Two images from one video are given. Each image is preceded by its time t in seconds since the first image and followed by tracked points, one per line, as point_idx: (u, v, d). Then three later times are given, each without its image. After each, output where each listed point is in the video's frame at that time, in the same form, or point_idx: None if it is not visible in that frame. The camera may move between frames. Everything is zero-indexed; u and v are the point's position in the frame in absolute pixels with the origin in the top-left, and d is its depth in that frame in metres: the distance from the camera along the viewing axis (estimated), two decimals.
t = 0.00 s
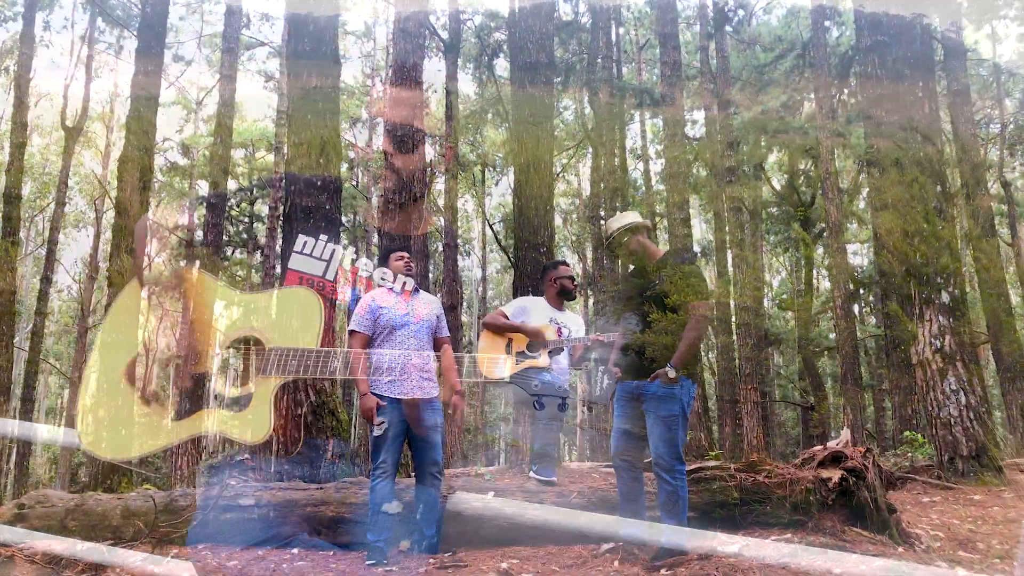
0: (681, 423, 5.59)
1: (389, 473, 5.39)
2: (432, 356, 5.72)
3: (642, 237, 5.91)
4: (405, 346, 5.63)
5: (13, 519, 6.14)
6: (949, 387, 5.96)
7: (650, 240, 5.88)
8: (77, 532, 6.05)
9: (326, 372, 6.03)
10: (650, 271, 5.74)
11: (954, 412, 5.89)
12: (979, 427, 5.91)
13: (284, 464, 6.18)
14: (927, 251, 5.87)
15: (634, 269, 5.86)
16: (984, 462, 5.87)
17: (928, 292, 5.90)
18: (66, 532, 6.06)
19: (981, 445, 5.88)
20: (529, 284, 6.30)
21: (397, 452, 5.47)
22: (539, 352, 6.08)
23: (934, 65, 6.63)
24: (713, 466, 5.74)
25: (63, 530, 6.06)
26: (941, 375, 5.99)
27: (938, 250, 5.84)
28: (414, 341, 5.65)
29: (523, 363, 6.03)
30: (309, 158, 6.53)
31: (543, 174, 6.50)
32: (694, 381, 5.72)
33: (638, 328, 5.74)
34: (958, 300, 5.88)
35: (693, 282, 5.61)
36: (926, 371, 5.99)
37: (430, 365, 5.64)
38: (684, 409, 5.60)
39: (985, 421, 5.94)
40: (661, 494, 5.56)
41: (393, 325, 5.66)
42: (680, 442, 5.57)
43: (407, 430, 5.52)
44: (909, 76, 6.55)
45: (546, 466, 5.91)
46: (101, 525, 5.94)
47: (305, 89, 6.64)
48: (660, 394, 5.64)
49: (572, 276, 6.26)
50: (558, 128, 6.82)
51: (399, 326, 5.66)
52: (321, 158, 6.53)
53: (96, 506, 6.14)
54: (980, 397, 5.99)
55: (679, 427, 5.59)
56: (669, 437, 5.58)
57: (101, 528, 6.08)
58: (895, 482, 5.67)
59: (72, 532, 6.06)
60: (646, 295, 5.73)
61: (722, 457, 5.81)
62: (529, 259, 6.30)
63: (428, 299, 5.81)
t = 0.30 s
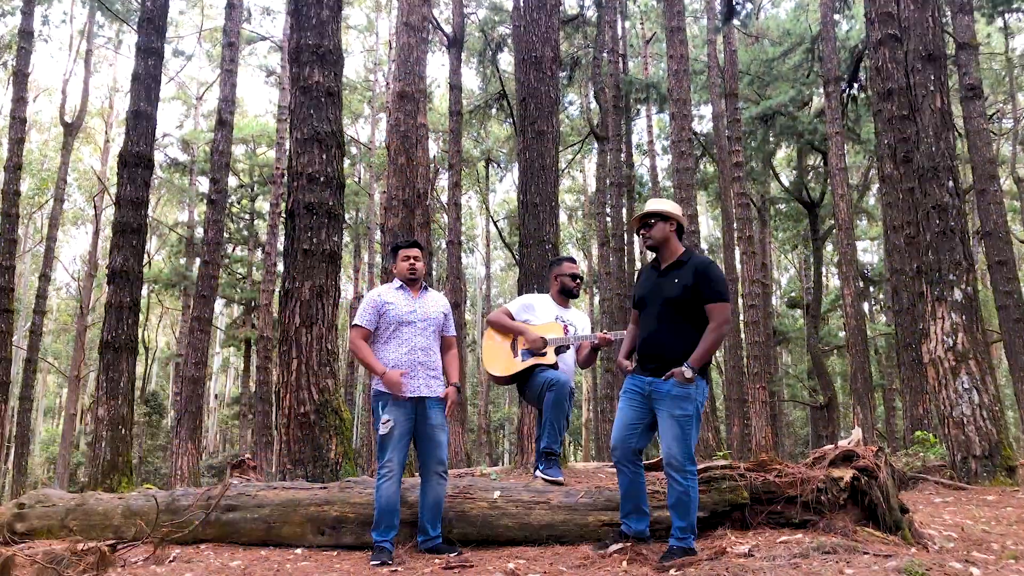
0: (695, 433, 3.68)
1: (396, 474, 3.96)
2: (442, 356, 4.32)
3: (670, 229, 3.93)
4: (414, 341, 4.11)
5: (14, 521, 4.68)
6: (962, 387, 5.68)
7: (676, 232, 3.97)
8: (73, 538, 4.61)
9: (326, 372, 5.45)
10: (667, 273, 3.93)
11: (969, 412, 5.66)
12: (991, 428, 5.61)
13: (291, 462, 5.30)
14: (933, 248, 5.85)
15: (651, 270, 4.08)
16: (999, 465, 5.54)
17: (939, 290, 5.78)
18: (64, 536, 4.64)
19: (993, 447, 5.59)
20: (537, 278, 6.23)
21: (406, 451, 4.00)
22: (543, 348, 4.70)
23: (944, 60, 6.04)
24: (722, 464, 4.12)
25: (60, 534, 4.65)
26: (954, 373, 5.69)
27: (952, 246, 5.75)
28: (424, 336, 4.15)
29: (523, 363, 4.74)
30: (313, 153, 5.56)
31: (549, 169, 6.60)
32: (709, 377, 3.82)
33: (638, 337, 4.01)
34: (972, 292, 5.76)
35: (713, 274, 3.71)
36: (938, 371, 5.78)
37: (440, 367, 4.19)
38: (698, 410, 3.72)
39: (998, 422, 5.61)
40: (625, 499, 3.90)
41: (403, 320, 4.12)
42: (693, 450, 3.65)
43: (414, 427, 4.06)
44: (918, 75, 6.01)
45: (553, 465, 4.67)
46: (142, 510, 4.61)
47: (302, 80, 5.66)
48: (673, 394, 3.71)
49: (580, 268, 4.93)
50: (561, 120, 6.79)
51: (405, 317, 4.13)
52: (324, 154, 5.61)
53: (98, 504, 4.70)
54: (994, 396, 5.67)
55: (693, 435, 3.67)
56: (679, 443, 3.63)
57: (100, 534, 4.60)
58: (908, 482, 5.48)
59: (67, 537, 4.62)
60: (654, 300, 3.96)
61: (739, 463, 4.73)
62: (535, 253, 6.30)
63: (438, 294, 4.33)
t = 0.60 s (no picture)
0: (702, 434, 3.62)
1: (400, 475, 3.90)
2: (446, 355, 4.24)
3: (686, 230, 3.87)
4: (417, 338, 4.04)
5: (11, 521, 4.63)
6: (975, 386, 5.67)
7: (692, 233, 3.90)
8: (71, 538, 4.55)
9: (329, 369, 5.39)
10: (680, 274, 3.89)
11: (981, 412, 5.64)
12: (1005, 428, 5.58)
13: (293, 462, 5.24)
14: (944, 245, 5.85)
15: (663, 270, 4.02)
16: (1012, 465, 5.51)
17: (951, 287, 5.77)
18: (62, 537, 4.58)
19: (1005, 447, 5.57)
20: (541, 276, 6.23)
21: (410, 451, 3.94)
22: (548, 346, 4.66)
23: (955, 53, 6.06)
24: (731, 465, 4.05)
25: (59, 535, 4.59)
26: (966, 372, 5.69)
27: (964, 242, 5.72)
28: (427, 334, 4.08)
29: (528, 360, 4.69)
30: (314, 148, 5.49)
31: (553, 165, 6.55)
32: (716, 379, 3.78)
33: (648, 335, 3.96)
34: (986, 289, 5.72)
35: (728, 276, 3.66)
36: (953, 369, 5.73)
37: (443, 366, 4.11)
38: (706, 412, 3.67)
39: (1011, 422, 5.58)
40: (634, 502, 3.83)
41: (404, 320, 4.05)
42: (700, 451, 3.60)
43: (418, 428, 4.00)
44: (930, 68, 6.02)
45: (559, 465, 4.57)
46: (142, 510, 4.55)
47: (303, 73, 5.58)
48: (680, 393, 3.67)
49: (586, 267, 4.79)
50: (564, 115, 6.74)
51: (406, 316, 4.06)
52: (325, 148, 5.53)
53: (98, 504, 4.64)
54: (1007, 395, 5.65)
55: (700, 436, 3.62)
56: (686, 443, 3.58)
57: (98, 535, 4.54)
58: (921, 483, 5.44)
59: (65, 538, 4.56)
60: (665, 299, 3.91)
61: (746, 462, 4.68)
62: (539, 250, 6.29)
63: (441, 292, 4.25)
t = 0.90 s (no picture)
0: (708, 429, 3.54)
1: (405, 471, 3.84)
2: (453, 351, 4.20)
3: (692, 225, 3.83)
4: (422, 333, 3.99)
5: (10, 520, 4.57)
6: (987, 384, 5.63)
7: (698, 229, 3.86)
8: (71, 537, 4.49)
9: (329, 366, 5.33)
10: (682, 268, 3.84)
11: (994, 411, 5.62)
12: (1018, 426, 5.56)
13: (294, 460, 5.18)
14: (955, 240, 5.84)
15: (667, 264, 3.96)
16: None
17: (963, 283, 5.75)
18: (62, 536, 4.52)
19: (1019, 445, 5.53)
20: (545, 273, 6.22)
21: (414, 447, 3.88)
22: (555, 342, 4.63)
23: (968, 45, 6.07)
24: (742, 463, 4.02)
25: (58, 534, 4.53)
26: (978, 370, 5.65)
27: (976, 237, 5.71)
28: (433, 329, 4.03)
29: (535, 357, 4.62)
30: (316, 142, 5.42)
31: (557, 160, 6.51)
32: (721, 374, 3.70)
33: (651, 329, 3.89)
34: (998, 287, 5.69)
35: (734, 271, 3.61)
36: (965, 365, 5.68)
37: (449, 362, 4.06)
38: (711, 406, 3.58)
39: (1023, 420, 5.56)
40: (660, 504, 3.76)
41: (410, 315, 3.99)
42: (706, 447, 3.51)
43: (423, 424, 3.94)
44: (941, 62, 6.00)
45: (567, 463, 4.48)
46: (143, 508, 4.49)
47: (305, 65, 5.51)
48: (684, 388, 3.58)
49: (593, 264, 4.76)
50: (569, 109, 6.70)
51: (412, 311, 4.00)
52: (328, 142, 5.46)
53: (98, 503, 4.59)
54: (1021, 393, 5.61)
55: (706, 432, 3.53)
56: (692, 439, 3.49)
57: (98, 533, 4.48)
58: (932, 482, 5.37)
59: (65, 537, 4.51)
60: (667, 293, 3.85)
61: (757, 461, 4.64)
62: (544, 246, 6.27)
63: (449, 286, 4.19)
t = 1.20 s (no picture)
0: (715, 424, 3.48)
1: (414, 470, 3.79)
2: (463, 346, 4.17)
3: (689, 223, 3.76)
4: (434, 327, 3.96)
5: (11, 519, 4.52)
6: (1000, 381, 5.48)
7: (696, 227, 3.79)
8: (72, 537, 4.44)
9: (333, 363, 5.27)
10: (684, 265, 3.78)
11: (1008, 409, 5.42)
12: None
13: (298, 458, 5.13)
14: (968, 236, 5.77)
15: (670, 263, 3.91)
16: None
17: (976, 279, 5.68)
18: (63, 536, 4.47)
19: None
20: (550, 269, 6.21)
21: (422, 445, 3.83)
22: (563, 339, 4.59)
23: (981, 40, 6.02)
24: (754, 462, 3.99)
25: (59, 533, 4.47)
26: (992, 367, 5.51)
27: (989, 234, 5.65)
28: (445, 323, 4.01)
29: (544, 354, 4.60)
30: (320, 136, 5.37)
31: (563, 155, 6.48)
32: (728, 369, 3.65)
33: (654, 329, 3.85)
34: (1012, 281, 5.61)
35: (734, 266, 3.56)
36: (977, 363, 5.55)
37: (460, 359, 4.02)
38: (717, 401, 3.52)
39: None
40: (672, 504, 3.71)
41: (419, 310, 3.95)
42: (713, 442, 3.45)
43: (432, 421, 3.89)
44: (953, 55, 5.98)
45: (577, 461, 4.42)
46: (146, 507, 4.44)
47: (308, 58, 5.45)
48: (691, 384, 3.54)
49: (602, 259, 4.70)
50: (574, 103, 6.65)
51: (422, 305, 3.97)
52: (332, 136, 5.41)
53: (100, 502, 4.53)
54: None
55: (713, 427, 3.47)
56: (699, 435, 3.44)
57: (101, 533, 4.43)
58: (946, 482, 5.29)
59: (66, 536, 4.45)
60: (669, 292, 3.81)
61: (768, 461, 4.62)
62: (549, 241, 6.25)
63: (460, 281, 4.17)
